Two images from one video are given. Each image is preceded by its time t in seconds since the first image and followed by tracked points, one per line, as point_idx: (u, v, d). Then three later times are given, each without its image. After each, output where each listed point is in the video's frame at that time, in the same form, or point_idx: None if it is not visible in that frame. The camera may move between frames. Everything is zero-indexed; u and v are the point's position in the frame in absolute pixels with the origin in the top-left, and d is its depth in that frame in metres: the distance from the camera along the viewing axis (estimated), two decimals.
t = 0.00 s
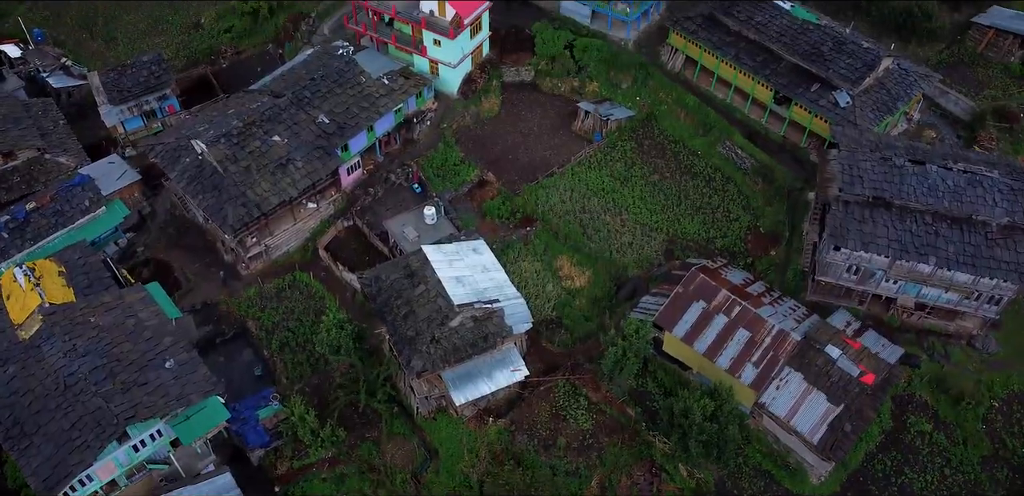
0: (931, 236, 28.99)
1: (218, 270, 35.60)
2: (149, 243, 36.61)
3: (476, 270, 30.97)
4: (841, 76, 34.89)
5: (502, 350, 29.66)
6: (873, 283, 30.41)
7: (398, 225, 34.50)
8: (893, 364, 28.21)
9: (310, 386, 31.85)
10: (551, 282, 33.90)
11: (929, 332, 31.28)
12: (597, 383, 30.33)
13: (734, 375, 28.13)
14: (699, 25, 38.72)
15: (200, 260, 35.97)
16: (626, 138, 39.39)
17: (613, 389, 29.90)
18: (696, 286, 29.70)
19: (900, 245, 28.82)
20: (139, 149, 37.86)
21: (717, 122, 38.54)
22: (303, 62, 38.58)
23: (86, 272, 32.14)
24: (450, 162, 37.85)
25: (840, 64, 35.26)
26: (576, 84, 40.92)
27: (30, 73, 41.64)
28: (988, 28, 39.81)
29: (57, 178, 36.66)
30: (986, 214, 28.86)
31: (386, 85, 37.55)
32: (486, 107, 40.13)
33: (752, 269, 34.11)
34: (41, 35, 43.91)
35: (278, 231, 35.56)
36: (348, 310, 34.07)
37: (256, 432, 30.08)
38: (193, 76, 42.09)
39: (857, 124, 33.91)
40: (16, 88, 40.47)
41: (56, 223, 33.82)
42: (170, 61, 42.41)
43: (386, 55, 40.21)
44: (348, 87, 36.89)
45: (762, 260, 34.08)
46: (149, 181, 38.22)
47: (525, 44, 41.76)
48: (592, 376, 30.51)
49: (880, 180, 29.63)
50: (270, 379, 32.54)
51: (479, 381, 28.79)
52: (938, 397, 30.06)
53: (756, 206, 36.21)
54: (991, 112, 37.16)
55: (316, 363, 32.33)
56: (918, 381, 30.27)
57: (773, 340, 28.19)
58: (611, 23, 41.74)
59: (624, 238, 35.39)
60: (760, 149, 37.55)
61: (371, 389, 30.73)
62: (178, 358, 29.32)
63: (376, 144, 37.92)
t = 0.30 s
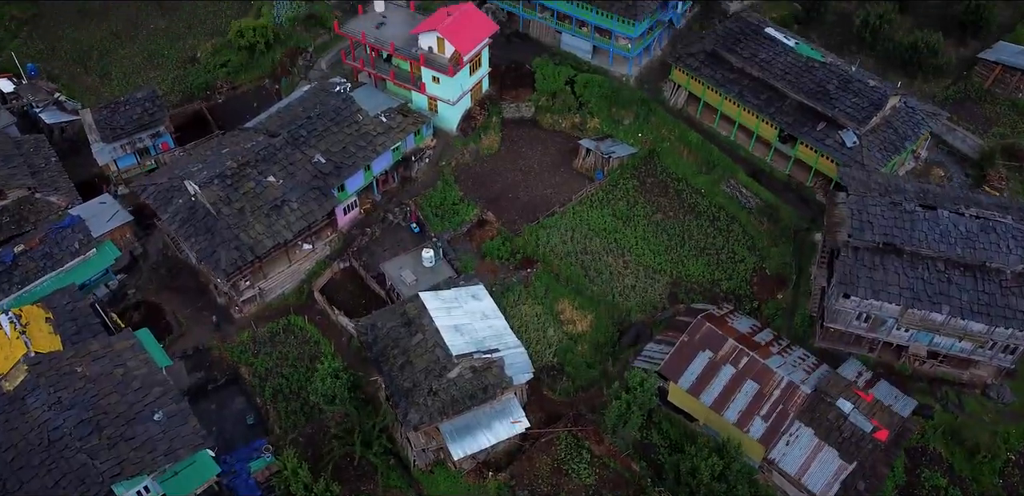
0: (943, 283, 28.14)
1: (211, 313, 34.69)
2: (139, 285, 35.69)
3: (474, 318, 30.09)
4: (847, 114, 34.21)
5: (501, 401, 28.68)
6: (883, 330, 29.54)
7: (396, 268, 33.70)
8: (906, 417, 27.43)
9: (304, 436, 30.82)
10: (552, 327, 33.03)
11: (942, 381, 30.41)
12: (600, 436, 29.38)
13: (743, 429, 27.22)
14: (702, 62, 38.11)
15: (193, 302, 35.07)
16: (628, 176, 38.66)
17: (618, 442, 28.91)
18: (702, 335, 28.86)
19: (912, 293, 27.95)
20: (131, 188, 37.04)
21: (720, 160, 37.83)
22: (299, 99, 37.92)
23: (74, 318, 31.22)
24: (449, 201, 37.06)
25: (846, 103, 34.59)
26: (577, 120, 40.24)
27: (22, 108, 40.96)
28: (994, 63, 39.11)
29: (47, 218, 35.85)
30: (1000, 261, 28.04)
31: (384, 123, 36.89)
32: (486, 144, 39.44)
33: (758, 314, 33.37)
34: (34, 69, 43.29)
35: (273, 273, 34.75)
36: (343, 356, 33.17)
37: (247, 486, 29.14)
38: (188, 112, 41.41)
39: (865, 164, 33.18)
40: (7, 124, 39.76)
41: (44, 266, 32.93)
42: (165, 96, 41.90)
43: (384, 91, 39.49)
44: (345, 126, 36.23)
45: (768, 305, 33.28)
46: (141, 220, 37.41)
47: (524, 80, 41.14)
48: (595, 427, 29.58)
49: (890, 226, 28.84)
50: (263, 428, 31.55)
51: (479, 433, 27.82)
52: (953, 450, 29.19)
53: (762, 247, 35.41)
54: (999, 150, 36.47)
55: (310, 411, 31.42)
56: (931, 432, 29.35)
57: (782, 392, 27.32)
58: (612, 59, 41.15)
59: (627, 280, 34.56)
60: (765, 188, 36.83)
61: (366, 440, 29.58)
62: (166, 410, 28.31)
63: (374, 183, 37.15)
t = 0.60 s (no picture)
0: (957, 330, 27.26)
1: (202, 355, 33.77)
2: (130, 325, 34.78)
3: (473, 365, 29.21)
4: (854, 152, 33.55)
5: (501, 450, 27.54)
6: (895, 377, 28.62)
7: (393, 308, 32.87)
8: (920, 470, 26.53)
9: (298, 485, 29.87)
10: (553, 370, 32.11)
11: (956, 429, 29.48)
12: (603, 487, 28.91)
13: (751, 483, 26.52)
14: (705, 96, 37.44)
15: (184, 344, 34.17)
16: (631, 212, 37.92)
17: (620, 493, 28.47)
18: (708, 383, 28.05)
19: (925, 340, 27.05)
20: (122, 225, 36.13)
21: (724, 196, 37.11)
22: (295, 134, 37.26)
23: (61, 363, 30.28)
24: (448, 238, 36.11)
25: (853, 140, 33.89)
26: (578, 154, 39.56)
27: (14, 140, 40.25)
28: (1002, 97, 38.60)
29: (36, 256, 35.01)
30: (1015, 307, 27.23)
31: (381, 159, 36.17)
32: (485, 179, 38.69)
33: (765, 358, 32.35)
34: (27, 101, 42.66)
35: (267, 314, 33.84)
36: (338, 400, 32.23)
37: None
38: (183, 145, 41.10)
39: (873, 204, 32.41)
40: None
41: (31, 307, 32.02)
42: (159, 129, 41.27)
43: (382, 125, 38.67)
44: (342, 162, 35.52)
45: (775, 348, 32.35)
46: (133, 258, 36.58)
47: (524, 113, 40.40)
48: (597, 479, 29.09)
49: (901, 270, 28.04)
50: (255, 476, 30.54)
51: (477, 485, 26.76)
52: None
53: (767, 286, 34.56)
54: (1009, 187, 35.99)
55: (304, 459, 30.47)
56: (947, 483, 27.81)
57: (792, 444, 26.54)
58: (614, 92, 40.43)
59: (630, 321, 33.70)
60: (770, 225, 36.06)
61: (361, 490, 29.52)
62: (154, 460, 27.29)
63: (370, 220, 36.30)
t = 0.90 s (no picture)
0: (974, 382, 26.27)
1: (193, 401, 32.72)
2: (119, 369, 33.79)
3: (472, 416, 28.28)
4: (863, 192, 32.68)
5: None
6: (909, 429, 27.56)
7: (388, 354, 31.81)
8: None
9: None
10: (555, 417, 31.11)
11: (972, 481, 28.44)
12: None
13: None
14: (709, 133, 36.72)
15: (175, 389, 33.15)
16: (634, 251, 37.08)
17: None
18: (716, 436, 27.28)
19: (941, 392, 26.07)
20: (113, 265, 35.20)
21: (730, 235, 36.28)
22: (291, 172, 36.47)
23: (46, 412, 29.24)
24: (446, 278, 35.21)
25: (861, 179, 33.09)
26: (579, 191, 38.82)
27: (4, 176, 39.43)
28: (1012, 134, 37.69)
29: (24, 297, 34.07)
30: None
31: (379, 197, 35.32)
32: (485, 216, 37.90)
33: (773, 405, 31.38)
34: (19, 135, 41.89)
35: (260, 358, 32.91)
36: (333, 449, 31.18)
37: None
38: (177, 181, 40.13)
39: (882, 246, 31.57)
40: None
41: (16, 353, 30.83)
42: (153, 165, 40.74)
43: (380, 162, 37.88)
44: (338, 201, 34.72)
45: (784, 394, 31.35)
46: (123, 298, 35.63)
47: (525, 149, 39.70)
48: None
49: (914, 319, 27.20)
50: None
51: None
52: None
53: (775, 329, 33.61)
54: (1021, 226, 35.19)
55: None
56: None
57: None
58: (615, 127, 39.68)
59: (633, 366, 32.74)
60: (776, 265, 35.20)
61: None
62: None
63: (367, 260, 35.44)
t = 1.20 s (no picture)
0: (994, 435, 25.27)
1: (184, 448, 31.60)
2: (108, 414, 32.72)
3: (472, 468, 27.69)
4: (874, 232, 31.81)
5: None
6: (926, 482, 26.40)
7: (386, 400, 30.73)
8: None
9: None
10: (557, 466, 30.02)
11: None
12: None
13: None
14: (714, 170, 35.96)
15: (165, 436, 32.05)
16: (637, 290, 36.20)
17: None
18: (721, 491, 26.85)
19: (960, 446, 25.04)
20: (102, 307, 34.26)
21: (736, 274, 35.40)
22: (287, 209, 35.66)
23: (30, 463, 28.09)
24: (445, 318, 34.22)
25: (871, 219, 32.25)
26: (581, 227, 37.97)
27: None
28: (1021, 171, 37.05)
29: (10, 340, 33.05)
30: None
31: (376, 236, 34.45)
32: (485, 254, 37.08)
33: (783, 454, 30.35)
34: (10, 170, 40.94)
35: (253, 403, 31.94)
36: None
37: None
38: (171, 218, 39.06)
39: (894, 288, 30.66)
40: None
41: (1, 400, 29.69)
42: (146, 201, 39.95)
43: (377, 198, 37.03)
44: (335, 240, 33.85)
45: (794, 442, 30.27)
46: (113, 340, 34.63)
47: (526, 185, 38.99)
48: None
49: (930, 368, 26.31)
50: None
51: None
52: None
53: (784, 373, 32.62)
54: None
55: None
56: None
57: None
58: (618, 163, 38.94)
59: (638, 412, 31.71)
60: (784, 306, 34.27)
61: None
62: None
63: (364, 300, 34.46)
